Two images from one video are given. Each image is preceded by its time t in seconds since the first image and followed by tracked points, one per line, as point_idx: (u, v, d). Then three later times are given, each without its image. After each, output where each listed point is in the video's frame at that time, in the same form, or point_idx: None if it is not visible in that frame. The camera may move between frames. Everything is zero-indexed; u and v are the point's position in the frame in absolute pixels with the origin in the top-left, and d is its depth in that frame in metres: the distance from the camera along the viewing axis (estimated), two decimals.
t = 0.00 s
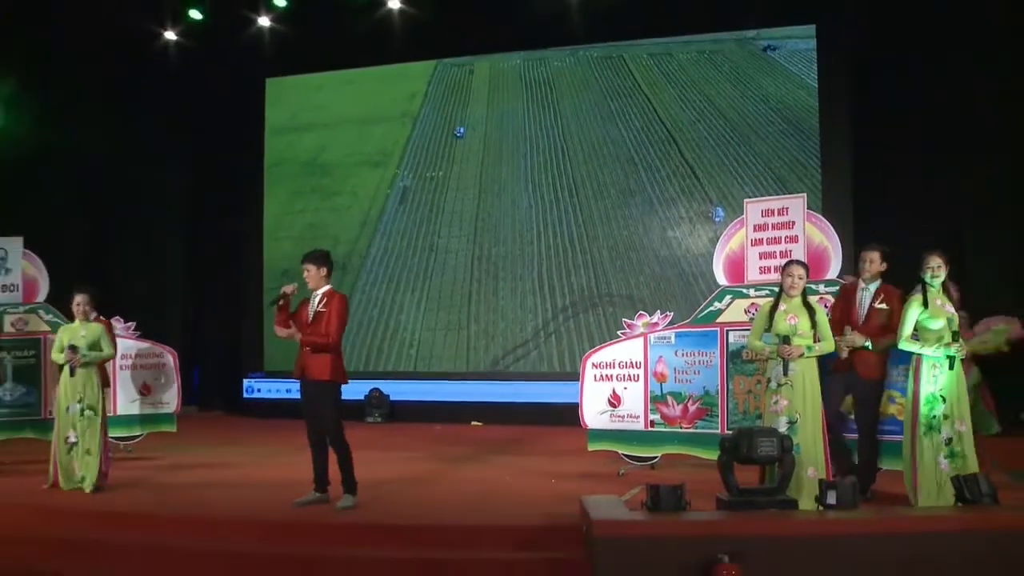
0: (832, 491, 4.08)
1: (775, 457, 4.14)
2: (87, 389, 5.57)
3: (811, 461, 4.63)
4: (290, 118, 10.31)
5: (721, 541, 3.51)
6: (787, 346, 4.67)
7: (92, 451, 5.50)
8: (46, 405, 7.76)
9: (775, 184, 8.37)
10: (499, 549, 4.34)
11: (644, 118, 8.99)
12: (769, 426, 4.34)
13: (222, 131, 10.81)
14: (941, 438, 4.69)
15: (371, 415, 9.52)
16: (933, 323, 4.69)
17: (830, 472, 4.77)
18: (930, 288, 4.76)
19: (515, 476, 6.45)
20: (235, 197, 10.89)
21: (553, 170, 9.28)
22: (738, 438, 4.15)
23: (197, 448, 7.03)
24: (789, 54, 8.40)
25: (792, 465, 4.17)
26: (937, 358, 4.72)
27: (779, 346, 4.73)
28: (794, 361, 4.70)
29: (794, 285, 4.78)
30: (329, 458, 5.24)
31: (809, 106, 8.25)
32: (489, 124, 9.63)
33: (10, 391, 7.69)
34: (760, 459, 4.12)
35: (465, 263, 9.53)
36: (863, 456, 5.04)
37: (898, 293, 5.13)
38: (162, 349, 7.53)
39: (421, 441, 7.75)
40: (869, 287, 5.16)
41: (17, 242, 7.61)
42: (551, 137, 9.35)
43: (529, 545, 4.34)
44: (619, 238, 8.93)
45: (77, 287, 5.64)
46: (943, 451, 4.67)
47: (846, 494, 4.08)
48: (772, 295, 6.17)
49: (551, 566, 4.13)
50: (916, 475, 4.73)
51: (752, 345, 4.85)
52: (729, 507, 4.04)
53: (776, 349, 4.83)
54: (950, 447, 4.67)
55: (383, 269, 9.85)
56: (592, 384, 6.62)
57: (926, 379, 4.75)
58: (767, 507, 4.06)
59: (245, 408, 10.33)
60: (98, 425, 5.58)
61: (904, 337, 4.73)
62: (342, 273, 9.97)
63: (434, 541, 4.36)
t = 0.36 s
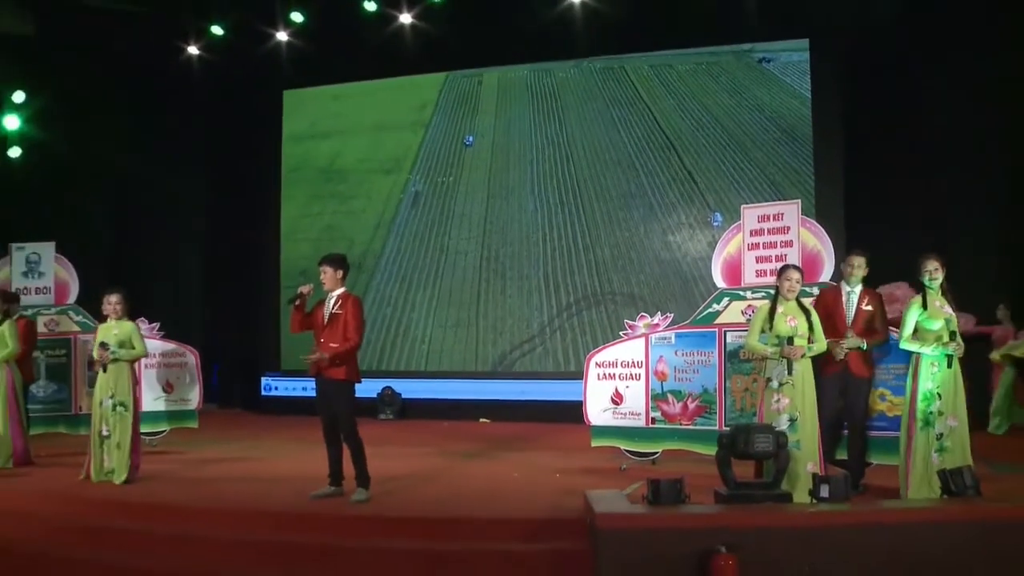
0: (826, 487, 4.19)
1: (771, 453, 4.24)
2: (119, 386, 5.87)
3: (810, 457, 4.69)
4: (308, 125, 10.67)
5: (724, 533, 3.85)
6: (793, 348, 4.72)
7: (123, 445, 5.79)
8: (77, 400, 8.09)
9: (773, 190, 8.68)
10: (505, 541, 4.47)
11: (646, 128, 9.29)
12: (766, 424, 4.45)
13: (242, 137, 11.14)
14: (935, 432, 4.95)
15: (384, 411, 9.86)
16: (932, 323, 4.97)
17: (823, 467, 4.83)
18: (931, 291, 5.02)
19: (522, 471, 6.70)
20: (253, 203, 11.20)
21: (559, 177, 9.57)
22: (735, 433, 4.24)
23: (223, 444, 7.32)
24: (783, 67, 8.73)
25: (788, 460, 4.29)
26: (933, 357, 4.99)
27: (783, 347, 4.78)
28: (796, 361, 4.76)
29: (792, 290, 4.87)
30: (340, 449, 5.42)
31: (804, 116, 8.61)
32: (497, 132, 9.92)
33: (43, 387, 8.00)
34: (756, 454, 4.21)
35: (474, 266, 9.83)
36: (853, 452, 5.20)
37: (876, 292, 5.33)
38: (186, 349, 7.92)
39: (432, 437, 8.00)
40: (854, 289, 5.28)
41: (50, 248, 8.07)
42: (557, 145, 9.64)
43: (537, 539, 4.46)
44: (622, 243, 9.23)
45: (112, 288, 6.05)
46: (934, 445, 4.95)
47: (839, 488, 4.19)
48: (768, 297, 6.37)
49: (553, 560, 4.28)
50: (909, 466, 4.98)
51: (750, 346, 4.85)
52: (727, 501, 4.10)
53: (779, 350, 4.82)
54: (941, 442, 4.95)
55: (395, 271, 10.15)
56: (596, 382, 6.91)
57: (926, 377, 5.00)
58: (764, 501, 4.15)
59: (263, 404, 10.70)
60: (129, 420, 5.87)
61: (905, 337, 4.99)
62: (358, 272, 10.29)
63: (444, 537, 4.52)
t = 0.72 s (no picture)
0: (826, 483, 4.30)
1: (774, 450, 4.33)
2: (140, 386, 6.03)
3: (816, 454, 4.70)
4: (322, 130, 10.84)
5: (723, 529, 3.89)
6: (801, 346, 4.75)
7: (143, 440, 6.00)
8: (98, 400, 8.24)
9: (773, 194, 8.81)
10: (511, 537, 4.60)
11: (651, 132, 9.45)
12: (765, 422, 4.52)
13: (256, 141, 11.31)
14: (940, 430, 4.87)
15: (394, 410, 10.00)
16: (937, 322, 4.97)
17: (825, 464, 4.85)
18: (940, 293, 5.00)
19: (531, 469, 6.83)
20: (267, 206, 11.35)
21: (566, 180, 9.73)
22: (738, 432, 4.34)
23: (237, 443, 7.47)
24: (783, 73, 8.87)
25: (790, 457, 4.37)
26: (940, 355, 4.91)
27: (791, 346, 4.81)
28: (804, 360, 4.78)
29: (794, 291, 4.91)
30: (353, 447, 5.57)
31: (803, 122, 8.74)
32: (505, 136, 10.09)
33: (65, 386, 8.19)
34: (760, 451, 4.30)
35: (483, 268, 10.00)
36: (851, 448, 5.21)
37: (858, 293, 5.52)
38: (202, 350, 8.11)
39: (442, 436, 8.15)
40: (840, 291, 5.34)
41: (72, 251, 8.24)
42: (565, 149, 9.81)
43: (544, 534, 4.60)
44: (627, 245, 9.38)
45: (134, 290, 6.22)
46: (939, 444, 4.86)
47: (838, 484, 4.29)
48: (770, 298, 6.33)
49: (556, 554, 4.42)
50: (913, 463, 4.92)
51: (758, 347, 4.85)
52: (730, 498, 4.23)
53: (786, 350, 4.82)
54: (947, 441, 4.86)
55: (407, 271, 10.32)
56: (601, 382, 6.89)
57: (932, 374, 4.94)
58: (767, 498, 4.25)
59: (275, 403, 10.84)
60: (149, 418, 6.04)
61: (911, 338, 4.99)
62: (371, 270, 10.46)
63: (450, 532, 4.66)
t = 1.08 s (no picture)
0: (835, 484, 4.29)
1: (781, 452, 4.31)
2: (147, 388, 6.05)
3: (825, 455, 4.69)
4: (329, 130, 10.86)
5: (733, 531, 3.88)
6: (812, 346, 4.76)
7: (151, 443, 5.99)
8: (105, 399, 8.27)
9: (782, 194, 8.84)
10: (518, 537, 4.61)
11: (658, 132, 9.47)
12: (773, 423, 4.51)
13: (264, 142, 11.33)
14: (952, 433, 4.83)
15: (402, 412, 10.04)
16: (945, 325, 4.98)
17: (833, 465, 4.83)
18: (952, 297, 5.00)
19: (538, 469, 6.83)
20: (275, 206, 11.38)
21: (573, 180, 9.75)
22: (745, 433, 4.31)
23: (246, 443, 7.48)
24: (790, 72, 8.92)
25: (797, 458, 4.35)
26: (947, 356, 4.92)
27: (801, 347, 4.80)
28: (815, 361, 4.79)
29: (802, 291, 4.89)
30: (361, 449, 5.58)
31: (810, 122, 8.79)
32: (512, 135, 10.10)
33: (73, 387, 8.23)
34: (767, 454, 4.28)
35: (491, 267, 10.02)
36: (858, 448, 5.22)
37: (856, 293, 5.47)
38: (209, 350, 8.13)
39: (449, 437, 8.15)
40: (836, 293, 5.24)
41: (79, 253, 8.24)
42: (571, 149, 9.83)
43: (549, 534, 4.61)
44: (635, 245, 9.39)
45: (141, 291, 6.24)
46: (951, 446, 4.81)
47: (846, 486, 4.28)
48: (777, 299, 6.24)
49: (561, 559, 4.39)
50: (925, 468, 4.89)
51: (770, 348, 4.83)
52: (737, 500, 4.23)
53: (796, 350, 4.81)
54: (959, 444, 4.81)
55: (413, 271, 10.33)
56: (608, 383, 6.80)
57: (944, 377, 4.94)
58: (774, 500, 4.25)
59: (283, 404, 10.85)
60: (156, 419, 6.05)
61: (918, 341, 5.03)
62: (379, 269, 10.48)
63: (459, 532, 4.66)
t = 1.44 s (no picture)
0: (841, 486, 4.28)
1: (787, 453, 4.30)
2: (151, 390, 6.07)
3: (829, 456, 4.68)
4: (336, 130, 10.87)
5: (738, 533, 3.88)
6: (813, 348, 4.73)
7: (156, 444, 6.01)
8: (112, 400, 8.28)
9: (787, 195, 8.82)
10: (524, 539, 4.61)
11: (664, 132, 9.47)
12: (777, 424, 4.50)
13: (269, 143, 11.36)
14: (966, 434, 4.82)
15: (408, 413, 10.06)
16: (953, 326, 4.99)
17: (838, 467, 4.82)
18: (960, 298, 5.00)
19: (544, 471, 6.82)
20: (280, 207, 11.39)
21: (579, 180, 9.76)
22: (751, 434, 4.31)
23: (253, 444, 7.50)
24: (794, 72, 8.89)
25: (804, 459, 4.34)
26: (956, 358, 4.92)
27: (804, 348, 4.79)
28: (818, 362, 4.75)
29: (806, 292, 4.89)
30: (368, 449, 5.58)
31: (815, 121, 8.76)
32: (518, 135, 10.11)
33: (79, 388, 8.28)
34: (773, 455, 4.28)
35: (497, 267, 10.02)
36: (862, 449, 5.21)
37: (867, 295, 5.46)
38: (216, 351, 8.15)
39: (454, 438, 8.15)
40: (844, 294, 5.25)
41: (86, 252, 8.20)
42: (577, 148, 9.84)
43: (555, 535, 4.61)
44: (640, 245, 9.39)
45: (143, 293, 6.25)
46: (965, 447, 4.81)
47: (853, 487, 4.28)
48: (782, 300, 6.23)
49: (566, 563, 4.37)
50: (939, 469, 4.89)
51: (772, 350, 4.85)
52: (742, 501, 4.24)
53: (800, 351, 4.81)
54: (972, 445, 4.81)
55: (419, 271, 10.34)
56: (614, 384, 6.75)
57: (955, 378, 4.94)
58: (779, 502, 4.25)
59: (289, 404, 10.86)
60: (160, 420, 6.07)
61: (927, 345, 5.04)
62: (386, 267, 10.48)
63: (467, 532, 4.66)
